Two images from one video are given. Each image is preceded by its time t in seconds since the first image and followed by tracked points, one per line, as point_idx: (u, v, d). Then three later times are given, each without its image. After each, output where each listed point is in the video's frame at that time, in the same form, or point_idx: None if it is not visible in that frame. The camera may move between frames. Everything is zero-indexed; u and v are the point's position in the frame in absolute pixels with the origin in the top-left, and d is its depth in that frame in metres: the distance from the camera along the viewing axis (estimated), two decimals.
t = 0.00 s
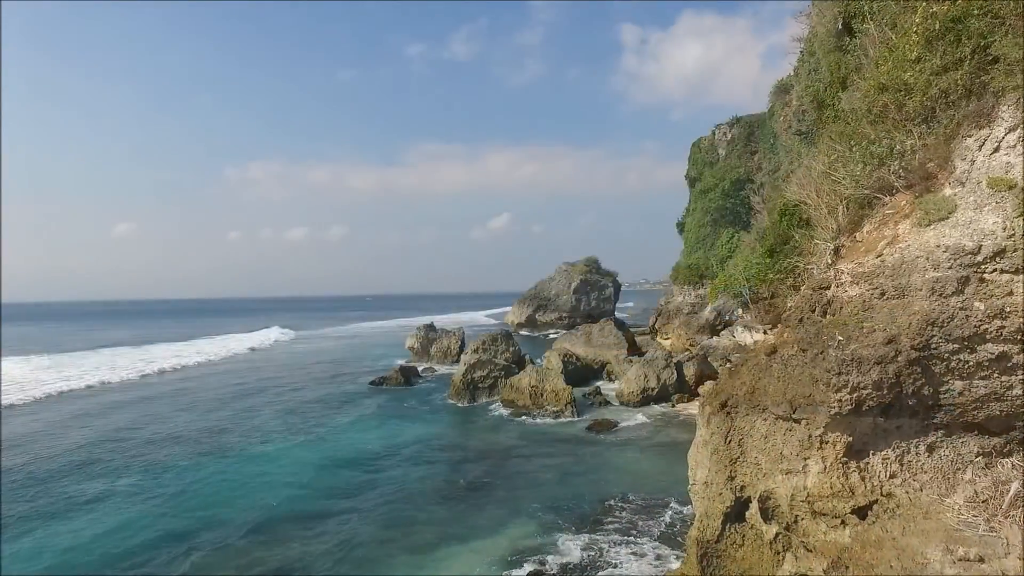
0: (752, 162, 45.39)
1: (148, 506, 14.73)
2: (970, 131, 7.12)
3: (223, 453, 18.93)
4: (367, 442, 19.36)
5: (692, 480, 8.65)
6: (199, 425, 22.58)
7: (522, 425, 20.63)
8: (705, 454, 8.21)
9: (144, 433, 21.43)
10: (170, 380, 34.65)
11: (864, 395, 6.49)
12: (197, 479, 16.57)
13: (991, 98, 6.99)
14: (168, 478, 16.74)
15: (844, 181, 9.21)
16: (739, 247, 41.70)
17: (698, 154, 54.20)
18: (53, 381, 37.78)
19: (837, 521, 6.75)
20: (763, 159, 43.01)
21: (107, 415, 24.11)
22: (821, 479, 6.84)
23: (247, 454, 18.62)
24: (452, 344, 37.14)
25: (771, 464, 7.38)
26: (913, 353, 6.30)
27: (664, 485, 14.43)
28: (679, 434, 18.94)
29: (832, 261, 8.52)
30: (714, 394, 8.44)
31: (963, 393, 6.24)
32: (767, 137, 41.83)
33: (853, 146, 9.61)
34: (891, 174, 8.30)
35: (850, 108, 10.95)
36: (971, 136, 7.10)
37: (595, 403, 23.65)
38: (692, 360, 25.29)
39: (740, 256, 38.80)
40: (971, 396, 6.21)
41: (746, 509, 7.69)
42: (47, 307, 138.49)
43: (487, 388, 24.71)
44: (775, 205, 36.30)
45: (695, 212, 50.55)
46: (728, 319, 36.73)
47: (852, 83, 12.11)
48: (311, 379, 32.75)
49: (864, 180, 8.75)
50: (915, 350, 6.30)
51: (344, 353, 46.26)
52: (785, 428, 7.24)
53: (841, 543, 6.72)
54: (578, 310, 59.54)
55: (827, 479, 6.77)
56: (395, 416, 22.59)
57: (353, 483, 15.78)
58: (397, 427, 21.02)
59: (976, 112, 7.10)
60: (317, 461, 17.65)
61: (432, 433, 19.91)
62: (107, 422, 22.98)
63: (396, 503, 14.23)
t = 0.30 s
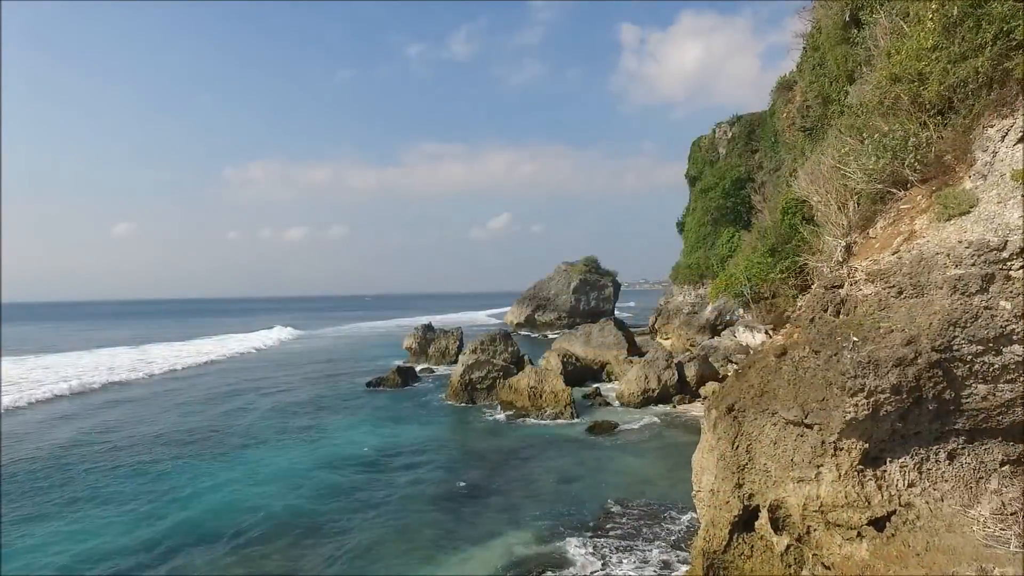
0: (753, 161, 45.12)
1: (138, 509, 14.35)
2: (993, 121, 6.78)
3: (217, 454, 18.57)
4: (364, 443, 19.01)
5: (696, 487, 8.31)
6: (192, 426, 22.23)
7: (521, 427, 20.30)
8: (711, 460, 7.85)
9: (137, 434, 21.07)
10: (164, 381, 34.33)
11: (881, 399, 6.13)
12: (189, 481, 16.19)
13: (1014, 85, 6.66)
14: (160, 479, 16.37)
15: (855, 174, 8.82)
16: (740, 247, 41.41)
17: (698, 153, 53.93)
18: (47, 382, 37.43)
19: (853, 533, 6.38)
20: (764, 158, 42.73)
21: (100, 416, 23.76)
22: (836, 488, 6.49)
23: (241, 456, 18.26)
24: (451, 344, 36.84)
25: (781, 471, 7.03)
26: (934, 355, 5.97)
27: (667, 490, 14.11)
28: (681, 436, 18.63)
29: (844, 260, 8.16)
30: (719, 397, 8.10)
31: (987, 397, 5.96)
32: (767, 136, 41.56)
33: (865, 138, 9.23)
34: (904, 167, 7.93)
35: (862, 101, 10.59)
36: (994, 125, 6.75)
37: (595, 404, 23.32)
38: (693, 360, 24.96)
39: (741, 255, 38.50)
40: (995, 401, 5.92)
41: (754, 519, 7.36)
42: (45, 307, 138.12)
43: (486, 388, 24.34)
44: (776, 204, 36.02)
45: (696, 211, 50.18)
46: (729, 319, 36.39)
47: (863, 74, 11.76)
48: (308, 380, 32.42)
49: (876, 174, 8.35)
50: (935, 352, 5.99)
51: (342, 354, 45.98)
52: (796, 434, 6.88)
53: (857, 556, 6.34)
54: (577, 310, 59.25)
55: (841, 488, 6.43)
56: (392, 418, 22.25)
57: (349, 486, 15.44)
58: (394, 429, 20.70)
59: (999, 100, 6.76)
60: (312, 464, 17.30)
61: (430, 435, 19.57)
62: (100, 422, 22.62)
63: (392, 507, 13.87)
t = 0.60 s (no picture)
0: (757, 160, 44.72)
1: (131, 512, 14.01)
2: None
3: (214, 456, 18.25)
4: (363, 446, 18.69)
5: (704, 496, 7.94)
6: (189, 427, 21.93)
7: (523, 429, 19.96)
8: (720, 468, 7.47)
9: (133, 435, 20.77)
10: (163, 381, 34.11)
11: (905, 406, 5.76)
12: (185, 484, 15.86)
13: None
14: (155, 482, 16.04)
15: (871, 168, 8.41)
16: (744, 246, 41.04)
17: (701, 152, 53.56)
18: (45, 381, 37.21)
19: (877, 549, 5.99)
20: (768, 157, 42.36)
21: (97, 416, 23.47)
22: (856, 501, 6.11)
23: (238, 458, 17.93)
24: (452, 345, 36.55)
25: (797, 481, 6.66)
26: (962, 359, 5.61)
27: (674, 494, 13.75)
28: (687, 439, 18.26)
29: (861, 257, 7.76)
30: (729, 402, 7.73)
31: (1019, 403, 5.63)
32: (772, 134, 41.18)
33: (881, 130, 8.83)
34: (924, 160, 7.54)
35: (876, 92, 10.20)
36: None
37: (598, 406, 22.97)
38: (698, 361, 24.61)
39: (745, 255, 38.04)
40: None
41: (767, 530, 7.01)
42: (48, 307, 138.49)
43: (486, 390, 24.00)
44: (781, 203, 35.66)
45: (699, 209, 49.72)
46: (733, 319, 36.09)
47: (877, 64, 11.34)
48: (307, 381, 32.15)
49: (894, 167, 7.93)
50: (963, 355, 5.61)
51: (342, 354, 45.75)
52: (813, 442, 6.50)
53: (879, 573, 5.98)
54: (579, 310, 58.93)
55: (861, 499, 6.06)
56: (392, 419, 21.93)
57: (348, 489, 15.10)
58: (394, 430, 20.36)
59: None
60: (310, 466, 16.97)
61: (429, 438, 19.19)
62: (96, 422, 22.33)
63: (388, 513, 13.49)
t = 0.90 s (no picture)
0: (758, 158, 44.30)
1: (119, 519, 13.61)
2: None
3: (206, 460, 17.85)
4: (359, 449, 18.30)
5: (711, 506, 7.56)
6: (183, 429, 21.55)
7: (522, 432, 19.57)
8: (729, 477, 7.09)
9: (125, 438, 20.38)
10: (158, 382, 33.75)
11: (930, 415, 5.41)
12: (176, 489, 15.46)
13: None
14: (145, 487, 15.64)
15: (885, 162, 8.05)
16: (745, 246, 40.68)
17: (701, 151, 53.19)
18: (40, 381, 36.83)
19: (901, 568, 5.67)
20: (770, 155, 42.00)
21: (89, 418, 23.09)
22: (877, 516, 5.76)
23: (231, 462, 17.54)
24: (450, 345, 36.18)
25: (811, 494, 6.29)
26: (991, 365, 5.24)
27: (677, 500, 13.36)
28: (689, 442, 17.88)
29: (874, 256, 7.36)
30: (737, 408, 7.34)
31: None
32: (773, 132, 40.81)
33: (896, 122, 8.42)
34: (943, 154, 7.15)
35: (889, 84, 9.80)
36: None
37: (598, 408, 22.59)
38: (700, 363, 24.25)
39: (747, 255, 37.70)
40: None
41: (780, 544, 6.66)
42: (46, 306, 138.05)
43: (485, 392, 23.65)
44: (783, 202, 35.29)
45: (700, 209, 49.37)
46: (735, 320, 35.76)
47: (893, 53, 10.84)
48: (304, 382, 31.78)
49: (909, 161, 7.55)
50: (993, 361, 5.24)
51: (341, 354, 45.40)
52: (828, 452, 6.13)
53: None
54: (579, 310, 58.58)
55: (882, 514, 5.71)
56: (389, 422, 21.53)
57: (342, 495, 14.70)
58: (390, 433, 19.97)
59: None
60: (305, 471, 16.58)
61: (425, 441, 18.82)
62: (88, 424, 21.95)
63: (382, 520, 13.12)
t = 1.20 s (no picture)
0: (760, 157, 43.95)
1: (105, 526, 13.13)
2: None
3: (198, 464, 17.38)
4: (355, 454, 17.84)
5: (720, 519, 7.21)
6: (175, 431, 21.08)
7: (522, 435, 19.13)
8: (740, 490, 6.72)
9: (116, 440, 19.91)
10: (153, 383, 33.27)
11: (963, 426, 5.07)
12: (165, 494, 14.98)
13: None
14: (133, 492, 15.15)
15: (905, 155, 7.65)
16: (748, 245, 40.35)
17: (703, 150, 52.84)
18: (33, 382, 36.36)
19: None
20: (772, 154, 41.66)
21: (80, 419, 22.63)
22: (904, 535, 5.39)
23: (223, 467, 17.06)
24: (449, 346, 35.75)
25: (830, 509, 5.92)
26: None
27: (683, 509, 12.91)
28: (694, 447, 17.44)
29: (894, 254, 6.93)
30: (749, 415, 6.96)
31: None
32: (775, 130, 40.47)
33: (916, 114, 8.03)
34: (968, 146, 6.74)
35: (906, 75, 9.41)
36: None
37: (599, 410, 22.18)
38: (702, 364, 23.87)
39: (749, 255, 37.32)
40: None
41: (796, 562, 6.30)
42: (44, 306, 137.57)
43: (484, 393, 23.24)
44: (786, 201, 34.94)
45: (701, 208, 49.01)
46: (736, 320, 34.94)
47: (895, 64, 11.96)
48: (301, 383, 31.34)
49: (932, 153, 7.16)
50: None
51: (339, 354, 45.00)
52: (848, 464, 5.77)
53: None
54: (579, 310, 58.16)
55: (909, 534, 5.36)
56: (386, 425, 21.10)
57: (336, 501, 14.24)
58: (387, 437, 19.52)
59: None
60: (298, 476, 16.11)
61: (422, 445, 18.39)
62: (79, 426, 21.48)
63: (376, 528, 12.70)
